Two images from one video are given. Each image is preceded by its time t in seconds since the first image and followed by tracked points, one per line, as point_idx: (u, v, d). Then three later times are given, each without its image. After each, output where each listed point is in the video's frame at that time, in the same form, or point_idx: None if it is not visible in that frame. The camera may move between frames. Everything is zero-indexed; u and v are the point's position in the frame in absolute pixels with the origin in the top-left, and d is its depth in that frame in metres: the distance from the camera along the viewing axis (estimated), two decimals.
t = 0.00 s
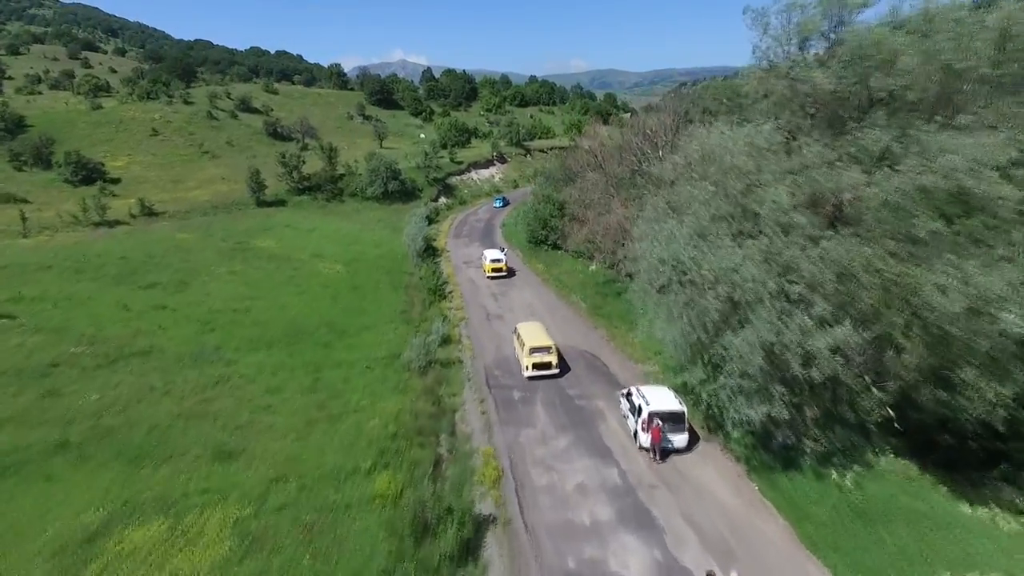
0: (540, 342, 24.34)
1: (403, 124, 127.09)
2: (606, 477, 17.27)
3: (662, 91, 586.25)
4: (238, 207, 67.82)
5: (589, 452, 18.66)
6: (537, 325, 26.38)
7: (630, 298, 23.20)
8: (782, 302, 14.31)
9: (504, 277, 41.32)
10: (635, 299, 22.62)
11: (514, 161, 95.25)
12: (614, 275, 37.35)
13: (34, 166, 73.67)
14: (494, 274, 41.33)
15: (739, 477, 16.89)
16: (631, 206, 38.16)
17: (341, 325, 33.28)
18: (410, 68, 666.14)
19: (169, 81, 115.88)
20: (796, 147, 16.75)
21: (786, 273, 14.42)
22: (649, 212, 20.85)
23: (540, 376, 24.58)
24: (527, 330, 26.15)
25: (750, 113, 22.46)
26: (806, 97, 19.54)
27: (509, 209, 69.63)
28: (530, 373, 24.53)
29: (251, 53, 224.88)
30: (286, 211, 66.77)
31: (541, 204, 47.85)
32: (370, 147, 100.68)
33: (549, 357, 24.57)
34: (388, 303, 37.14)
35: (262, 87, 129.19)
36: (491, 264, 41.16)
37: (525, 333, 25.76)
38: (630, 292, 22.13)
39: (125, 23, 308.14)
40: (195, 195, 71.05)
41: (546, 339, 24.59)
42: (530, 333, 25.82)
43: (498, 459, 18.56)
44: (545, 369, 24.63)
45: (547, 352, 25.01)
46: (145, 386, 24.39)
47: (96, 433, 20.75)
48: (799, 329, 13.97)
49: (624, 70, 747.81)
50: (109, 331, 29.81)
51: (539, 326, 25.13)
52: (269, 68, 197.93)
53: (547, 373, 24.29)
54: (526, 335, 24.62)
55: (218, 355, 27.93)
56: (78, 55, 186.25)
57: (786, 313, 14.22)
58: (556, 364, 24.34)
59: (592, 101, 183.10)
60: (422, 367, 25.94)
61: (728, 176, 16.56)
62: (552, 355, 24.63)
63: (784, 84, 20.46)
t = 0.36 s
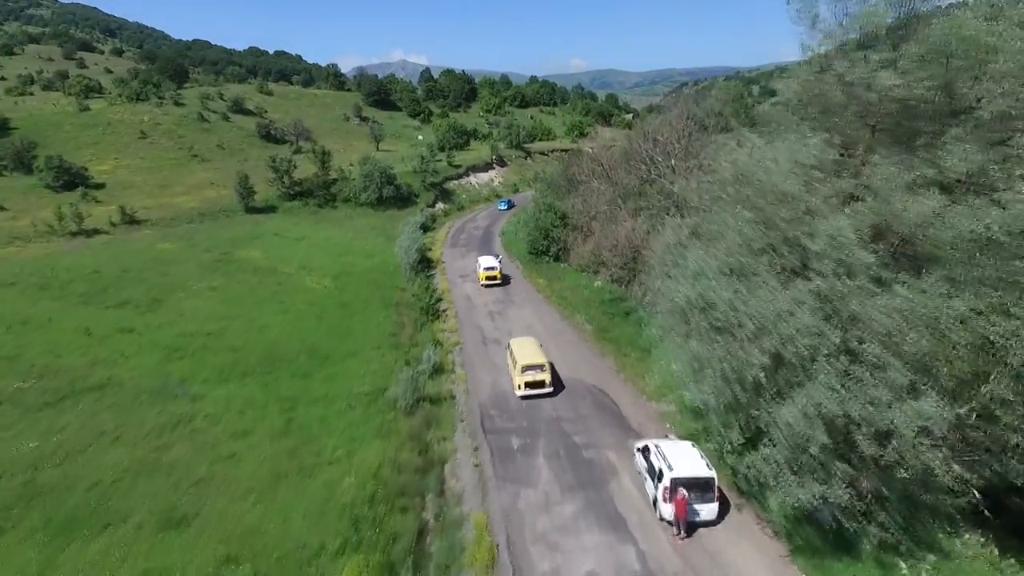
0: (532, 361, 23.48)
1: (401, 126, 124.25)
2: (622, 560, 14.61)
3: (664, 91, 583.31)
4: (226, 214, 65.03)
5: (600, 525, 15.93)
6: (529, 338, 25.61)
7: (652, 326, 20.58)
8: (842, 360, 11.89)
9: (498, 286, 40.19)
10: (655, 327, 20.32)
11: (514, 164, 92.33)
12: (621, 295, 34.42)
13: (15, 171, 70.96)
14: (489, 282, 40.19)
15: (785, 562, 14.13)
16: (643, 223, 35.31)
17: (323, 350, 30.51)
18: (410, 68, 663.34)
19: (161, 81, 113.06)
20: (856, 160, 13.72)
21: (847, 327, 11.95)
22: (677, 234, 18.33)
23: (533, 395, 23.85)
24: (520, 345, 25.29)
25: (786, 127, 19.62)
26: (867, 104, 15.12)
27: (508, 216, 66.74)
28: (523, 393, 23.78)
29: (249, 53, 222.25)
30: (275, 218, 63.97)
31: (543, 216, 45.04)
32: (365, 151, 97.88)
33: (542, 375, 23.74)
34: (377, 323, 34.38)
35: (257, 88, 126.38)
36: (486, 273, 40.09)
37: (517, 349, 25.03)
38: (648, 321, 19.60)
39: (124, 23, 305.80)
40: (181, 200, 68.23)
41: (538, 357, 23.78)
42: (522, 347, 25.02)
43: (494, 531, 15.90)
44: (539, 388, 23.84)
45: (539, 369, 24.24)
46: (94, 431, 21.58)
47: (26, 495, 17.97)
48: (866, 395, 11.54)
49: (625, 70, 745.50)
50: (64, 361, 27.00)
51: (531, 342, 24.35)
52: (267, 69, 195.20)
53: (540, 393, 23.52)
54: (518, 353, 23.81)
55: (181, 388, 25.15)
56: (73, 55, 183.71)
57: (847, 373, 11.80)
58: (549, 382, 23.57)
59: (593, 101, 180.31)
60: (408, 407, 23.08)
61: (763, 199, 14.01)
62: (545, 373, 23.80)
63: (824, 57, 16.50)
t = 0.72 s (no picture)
0: (528, 380, 22.55)
1: (399, 128, 121.50)
2: None
3: (666, 91, 580.09)
4: (215, 222, 62.20)
5: None
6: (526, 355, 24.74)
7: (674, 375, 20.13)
8: (949, 456, 10.62)
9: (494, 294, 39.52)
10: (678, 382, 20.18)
11: (515, 168, 89.38)
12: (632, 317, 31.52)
13: None
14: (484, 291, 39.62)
15: None
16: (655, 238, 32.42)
17: (305, 380, 27.70)
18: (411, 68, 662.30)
19: (153, 82, 110.33)
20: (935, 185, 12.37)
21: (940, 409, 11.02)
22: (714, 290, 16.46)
23: (528, 414, 22.92)
24: (516, 361, 24.29)
25: (836, 143, 16.72)
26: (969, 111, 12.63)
27: (509, 224, 63.87)
28: (518, 414, 22.82)
29: (248, 53, 219.84)
30: (265, 226, 61.23)
31: (546, 228, 42.22)
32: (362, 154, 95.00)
33: (537, 395, 22.78)
34: (365, 348, 31.55)
35: (252, 89, 123.42)
36: (482, 281, 39.34)
37: (513, 365, 24.07)
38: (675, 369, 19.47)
39: (123, 24, 303.85)
40: (168, 206, 65.48)
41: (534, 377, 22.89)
42: (518, 364, 24.14)
43: None
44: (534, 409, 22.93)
45: (535, 390, 23.28)
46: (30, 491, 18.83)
47: None
48: (965, 487, 10.40)
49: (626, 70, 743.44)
50: (10, 398, 24.18)
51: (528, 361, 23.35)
52: (264, 70, 192.22)
53: (536, 414, 22.62)
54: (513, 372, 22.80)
55: (138, 431, 22.28)
56: (70, 56, 181.18)
57: (954, 476, 10.46)
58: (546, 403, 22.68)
59: (595, 102, 177.56)
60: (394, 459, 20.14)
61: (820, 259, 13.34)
62: (541, 394, 22.88)
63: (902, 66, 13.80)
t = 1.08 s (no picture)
0: (524, 402, 22.47)
1: (398, 131, 118.93)
2: None
3: (667, 91, 577.33)
4: (202, 231, 59.51)
5: None
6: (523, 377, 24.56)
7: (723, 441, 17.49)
8: None
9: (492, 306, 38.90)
10: (732, 450, 17.33)
11: (517, 173, 86.53)
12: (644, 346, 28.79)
13: None
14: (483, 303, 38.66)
15: None
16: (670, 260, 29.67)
17: (285, 419, 25.07)
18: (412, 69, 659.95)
19: (145, 84, 107.56)
20: None
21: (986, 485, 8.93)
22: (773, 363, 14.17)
23: (525, 438, 22.59)
24: (513, 384, 24.08)
25: (903, 171, 13.96)
26: None
27: (510, 234, 61.08)
28: (515, 438, 22.55)
29: (247, 53, 217.20)
30: (255, 237, 58.55)
31: (551, 245, 39.51)
32: (359, 159, 92.24)
33: (535, 419, 22.54)
34: (353, 380, 28.91)
35: (247, 91, 120.69)
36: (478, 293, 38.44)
37: (510, 388, 23.87)
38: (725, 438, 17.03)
39: (121, 24, 301.55)
40: (155, 215, 62.80)
41: (530, 399, 22.89)
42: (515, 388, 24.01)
43: None
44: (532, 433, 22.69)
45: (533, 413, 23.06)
46: None
47: None
48: None
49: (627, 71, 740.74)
50: None
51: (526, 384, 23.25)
52: (262, 70, 189.41)
53: (533, 437, 22.34)
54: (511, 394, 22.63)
55: (89, 495, 19.62)
56: (66, 56, 178.51)
57: None
58: (544, 426, 22.45)
59: (598, 104, 174.92)
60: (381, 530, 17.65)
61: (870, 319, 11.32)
62: (539, 417, 22.66)
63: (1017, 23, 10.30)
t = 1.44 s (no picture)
0: (526, 426, 21.95)
1: (398, 132, 117.39)
2: None
3: (668, 91, 575.07)
4: (192, 241, 56.96)
5: None
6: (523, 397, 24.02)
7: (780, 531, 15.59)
8: None
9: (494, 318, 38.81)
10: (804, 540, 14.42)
11: (519, 179, 83.95)
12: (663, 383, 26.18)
13: None
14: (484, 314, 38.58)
15: None
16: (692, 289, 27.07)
17: (266, 469, 22.54)
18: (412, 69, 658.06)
19: (138, 86, 104.93)
20: None
21: None
22: (824, 419, 13.75)
23: (527, 463, 22.11)
24: (512, 405, 23.59)
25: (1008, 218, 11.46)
26: None
27: (513, 245, 58.54)
28: (516, 463, 22.07)
29: (245, 53, 214.77)
30: (247, 248, 55.98)
31: (558, 263, 37.01)
32: (356, 165, 89.74)
33: (537, 443, 22.01)
34: (344, 417, 26.31)
35: (242, 92, 118.01)
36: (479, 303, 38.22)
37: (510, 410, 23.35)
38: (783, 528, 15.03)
39: (120, 24, 299.46)
40: (143, 224, 60.17)
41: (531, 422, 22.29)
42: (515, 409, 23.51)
43: None
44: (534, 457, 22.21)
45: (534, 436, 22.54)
46: None
47: None
48: None
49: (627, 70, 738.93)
50: None
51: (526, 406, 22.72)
52: (261, 70, 187.14)
53: (534, 462, 21.90)
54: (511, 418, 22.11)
55: None
56: (61, 57, 175.96)
57: None
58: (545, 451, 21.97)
59: (600, 106, 172.69)
60: None
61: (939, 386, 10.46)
62: (541, 441, 22.15)
63: None
